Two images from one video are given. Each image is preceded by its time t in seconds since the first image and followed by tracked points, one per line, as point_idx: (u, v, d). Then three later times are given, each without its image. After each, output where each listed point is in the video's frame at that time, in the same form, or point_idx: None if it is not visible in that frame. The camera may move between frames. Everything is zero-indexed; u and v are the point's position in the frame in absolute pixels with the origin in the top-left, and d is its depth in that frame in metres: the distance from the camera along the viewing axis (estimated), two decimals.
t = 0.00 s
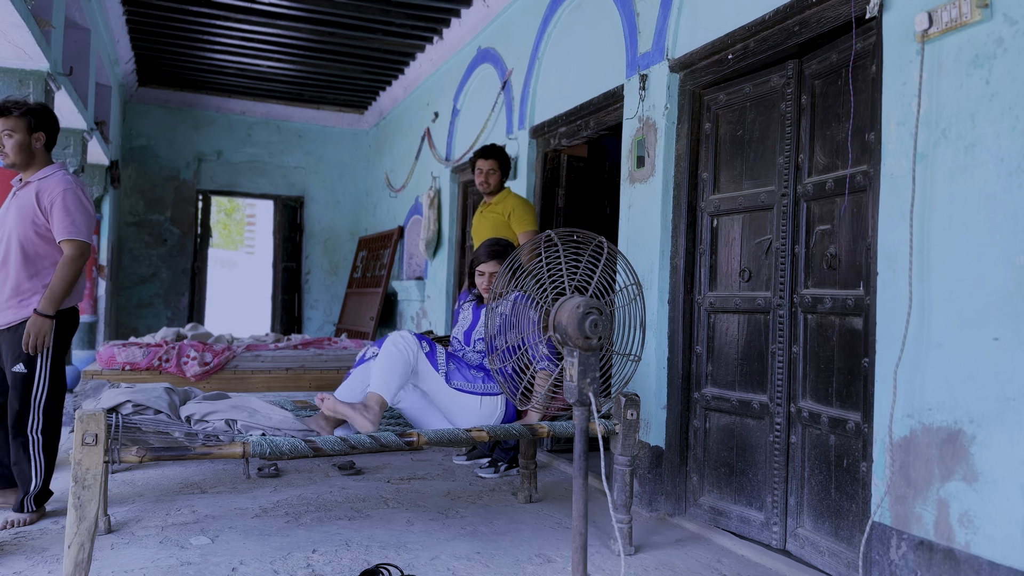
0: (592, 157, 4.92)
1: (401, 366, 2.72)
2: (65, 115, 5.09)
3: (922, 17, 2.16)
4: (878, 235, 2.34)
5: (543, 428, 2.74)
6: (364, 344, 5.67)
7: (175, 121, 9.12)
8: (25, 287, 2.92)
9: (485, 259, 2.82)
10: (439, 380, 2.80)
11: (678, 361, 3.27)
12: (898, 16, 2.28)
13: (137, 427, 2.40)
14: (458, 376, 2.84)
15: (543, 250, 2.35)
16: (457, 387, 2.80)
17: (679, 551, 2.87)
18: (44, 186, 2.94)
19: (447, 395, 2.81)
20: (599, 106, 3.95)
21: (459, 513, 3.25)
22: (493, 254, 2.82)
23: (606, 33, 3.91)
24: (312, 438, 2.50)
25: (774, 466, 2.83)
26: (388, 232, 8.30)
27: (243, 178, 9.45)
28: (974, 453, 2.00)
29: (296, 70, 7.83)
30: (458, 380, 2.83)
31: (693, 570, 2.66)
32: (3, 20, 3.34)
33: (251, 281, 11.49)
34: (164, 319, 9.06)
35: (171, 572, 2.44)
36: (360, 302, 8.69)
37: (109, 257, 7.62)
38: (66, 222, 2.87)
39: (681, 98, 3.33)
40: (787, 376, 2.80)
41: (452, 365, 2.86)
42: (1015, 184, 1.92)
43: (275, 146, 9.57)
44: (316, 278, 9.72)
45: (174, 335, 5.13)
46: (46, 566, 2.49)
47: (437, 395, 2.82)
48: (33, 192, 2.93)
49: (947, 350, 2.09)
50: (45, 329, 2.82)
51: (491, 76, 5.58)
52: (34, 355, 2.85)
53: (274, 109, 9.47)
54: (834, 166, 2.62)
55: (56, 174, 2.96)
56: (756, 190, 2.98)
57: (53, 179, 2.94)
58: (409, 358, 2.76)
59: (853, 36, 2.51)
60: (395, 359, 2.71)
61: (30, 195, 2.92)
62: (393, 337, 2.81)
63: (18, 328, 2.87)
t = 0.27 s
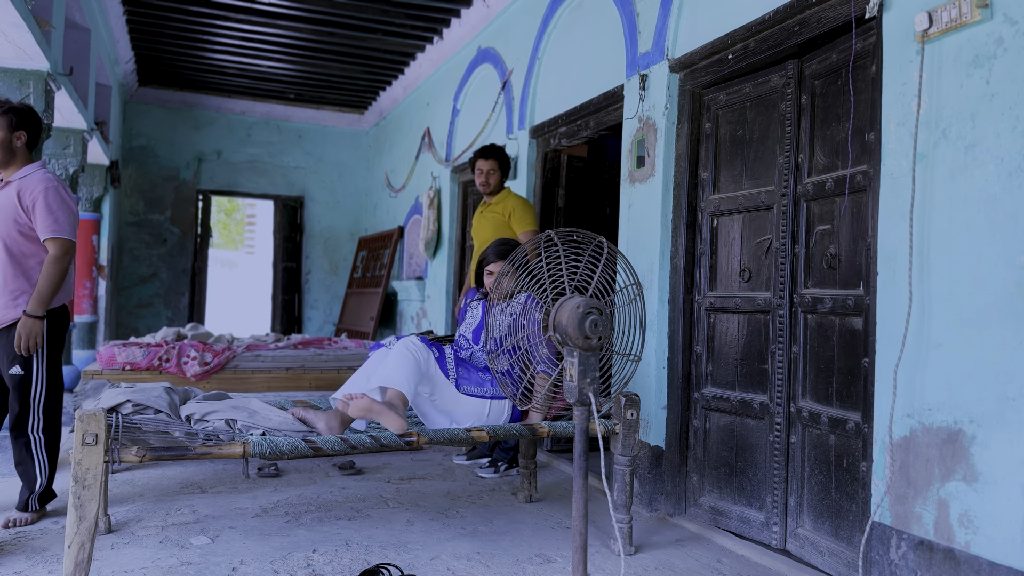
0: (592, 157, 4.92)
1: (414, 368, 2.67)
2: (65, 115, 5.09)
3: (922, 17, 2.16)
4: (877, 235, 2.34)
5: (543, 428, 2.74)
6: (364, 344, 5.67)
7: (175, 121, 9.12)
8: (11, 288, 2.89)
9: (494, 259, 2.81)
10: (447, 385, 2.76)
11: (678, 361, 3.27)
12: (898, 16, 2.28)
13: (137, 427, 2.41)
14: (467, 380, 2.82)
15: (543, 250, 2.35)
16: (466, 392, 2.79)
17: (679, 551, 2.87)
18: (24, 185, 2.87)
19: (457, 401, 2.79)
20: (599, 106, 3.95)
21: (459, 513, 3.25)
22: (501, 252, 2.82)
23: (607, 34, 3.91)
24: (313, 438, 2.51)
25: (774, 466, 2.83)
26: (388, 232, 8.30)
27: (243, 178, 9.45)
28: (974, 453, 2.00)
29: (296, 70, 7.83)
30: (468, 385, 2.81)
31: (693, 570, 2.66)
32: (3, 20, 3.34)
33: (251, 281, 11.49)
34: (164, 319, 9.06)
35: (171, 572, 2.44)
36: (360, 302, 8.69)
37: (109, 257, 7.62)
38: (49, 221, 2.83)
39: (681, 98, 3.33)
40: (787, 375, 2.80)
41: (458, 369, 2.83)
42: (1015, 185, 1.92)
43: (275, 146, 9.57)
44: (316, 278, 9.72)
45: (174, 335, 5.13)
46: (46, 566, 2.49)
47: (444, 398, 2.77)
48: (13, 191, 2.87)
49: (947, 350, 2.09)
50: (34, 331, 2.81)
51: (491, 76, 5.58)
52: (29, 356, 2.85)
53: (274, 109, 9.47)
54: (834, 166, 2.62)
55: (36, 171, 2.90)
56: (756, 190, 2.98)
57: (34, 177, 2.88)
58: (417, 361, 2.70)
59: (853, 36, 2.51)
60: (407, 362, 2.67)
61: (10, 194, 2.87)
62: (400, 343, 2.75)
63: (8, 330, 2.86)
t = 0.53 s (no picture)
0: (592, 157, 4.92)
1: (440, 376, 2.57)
2: (65, 115, 5.09)
3: (922, 18, 2.16)
4: (877, 235, 2.34)
5: (543, 428, 2.76)
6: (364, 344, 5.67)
7: (175, 121, 9.12)
8: None
9: (499, 256, 2.82)
10: (464, 402, 2.68)
11: (677, 360, 3.27)
12: (898, 16, 2.28)
13: (138, 426, 2.42)
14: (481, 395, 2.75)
15: (543, 250, 2.35)
16: (481, 411, 2.72)
17: (679, 551, 2.87)
18: None
19: (470, 418, 2.74)
20: (599, 106, 3.95)
21: (459, 513, 3.25)
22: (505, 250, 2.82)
23: (607, 34, 3.91)
24: (313, 437, 2.52)
25: (774, 466, 2.83)
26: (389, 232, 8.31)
27: (243, 178, 9.46)
28: (974, 453, 2.00)
29: (297, 70, 7.83)
30: (484, 403, 2.74)
31: (693, 570, 2.66)
32: (3, 20, 3.34)
33: (251, 281, 11.49)
34: (164, 319, 9.06)
35: (171, 572, 2.45)
36: (360, 302, 8.69)
37: (109, 257, 7.62)
38: (17, 216, 2.79)
39: (680, 98, 3.33)
40: (787, 375, 2.80)
41: (474, 381, 2.73)
42: (1015, 185, 1.92)
43: (276, 146, 9.57)
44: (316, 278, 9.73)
45: (174, 335, 5.14)
46: (47, 566, 2.49)
47: (459, 413, 2.71)
48: None
49: (946, 350, 2.10)
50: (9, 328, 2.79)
51: (491, 76, 5.59)
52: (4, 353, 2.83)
53: (275, 109, 9.47)
54: (834, 166, 2.62)
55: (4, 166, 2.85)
56: (755, 190, 2.98)
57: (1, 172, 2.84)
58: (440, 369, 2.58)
59: (853, 36, 2.51)
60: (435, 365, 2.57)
61: None
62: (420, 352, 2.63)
63: None
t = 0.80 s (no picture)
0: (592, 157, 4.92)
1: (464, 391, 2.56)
2: (65, 115, 5.08)
3: (922, 18, 2.16)
4: (877, 235, 2.34)
5: (543, 428, 2.78)
6: (364, 344, 5.67)
7: (175, 121, 9.12)
8: None
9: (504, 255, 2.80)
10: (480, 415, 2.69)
11: (677, 360, 3.27)
12: (898, 16, 2.28)
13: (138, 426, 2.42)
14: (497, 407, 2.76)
15: (543, 250, 2.35)
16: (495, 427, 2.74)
17: (679, 551, 2.87)
18: None
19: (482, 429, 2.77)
20: (599, 106, 3.95)
21: (459, 513, 3.25)
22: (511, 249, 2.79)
23: (607, 34, 3.91)
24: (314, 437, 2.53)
25: (774, 466, 2.83)
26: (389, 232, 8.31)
27: (243, 178, 9.46)
28: (974, 453, 2.00)
29: (297, 70, 7.82)
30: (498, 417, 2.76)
31: (693, 570, 2.65)
32: (3, 20, 3.34)
33: (251, 281, 11.49)
34: (164, 319, 9.06)
35: (171, 572, 2.44)
36: (360, 302, 8.69)
37: (109, 257, 7.62)
38: None
39: (681, 98, 3.33)
40: (787, 375, 2.80)
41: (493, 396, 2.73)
42: (1015, 185, 1.92)
43: (276, 146, 9.57)
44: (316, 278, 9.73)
45: (174, 335, 5.13)
46: (47, 566, 2.49)
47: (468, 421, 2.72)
48: None
49: (946, 350, 2.10)
50: None
51: (491, 76, 5.59)
52: None
53: (275, 109, 9.47)
54: (834, 166, 2.62)
55: None
56: (755, 190, 2.98)
57: None
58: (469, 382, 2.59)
59: (853, 36, 2.51)
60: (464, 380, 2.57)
61: None
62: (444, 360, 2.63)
63: None
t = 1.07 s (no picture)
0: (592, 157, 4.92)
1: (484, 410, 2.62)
2: (65, 115, 5.08)
3: (922, 17, 2.16)
4: (877, 235, 2.34)
5: (543, 428, 2.78)
6: (365, 344, 5.68)
7: (175, 121, 9.12)
8: None
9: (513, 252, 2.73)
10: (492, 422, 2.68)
11: (677, 360, 3.27)
12: (898, 16, 2.28)
13: (138, 426, 2.42)
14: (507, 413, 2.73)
15: (543, 250, 2.37)
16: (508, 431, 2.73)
17: (679, 551, 2.87)
18: None
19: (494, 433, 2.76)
20: (599, 106, 3.95)
21: (459, 513, 3.25)
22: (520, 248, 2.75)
23: (607, 34, 3.91)
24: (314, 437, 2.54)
25: (774, 466, 2.83)
26: (388, 232, 8.31)
27: (243, 178, 9.46)
28: (974, 453, 2.00)
29: (297, 70, 7.82)
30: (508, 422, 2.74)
31: (693, 570, 2.65)
32: (3, 20, 3.34)
33: (251, 281, 11.50)
34: (164, 319, 9.06)
35: (171, 572, 2.44)
36: (360, 302, 8.69)
37: (109, 257, 7.62)
38: None
39: (680, 98, 3.33)
40: (787, 375, 2.80)
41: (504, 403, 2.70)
42: (1015, 185, 1.92)
43: (276, 146, 9.58)
44: (316, 278, 9.73)
45: (174, 335, 5.13)
46: (47, 566, 2.49)
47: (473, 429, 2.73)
48: None
49: (946, 350, 2.10)
50: None
51: (491, 76, 5.59)
52: None
53: (275, 110, 9.47)
54: (834, 166, 2.62)
55: None
56: (755, 190, 2.98)
57: None
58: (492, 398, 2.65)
59: (853, 36, 2.51)
60: (489, 399, 2.62)
61: None
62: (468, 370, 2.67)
63: None
